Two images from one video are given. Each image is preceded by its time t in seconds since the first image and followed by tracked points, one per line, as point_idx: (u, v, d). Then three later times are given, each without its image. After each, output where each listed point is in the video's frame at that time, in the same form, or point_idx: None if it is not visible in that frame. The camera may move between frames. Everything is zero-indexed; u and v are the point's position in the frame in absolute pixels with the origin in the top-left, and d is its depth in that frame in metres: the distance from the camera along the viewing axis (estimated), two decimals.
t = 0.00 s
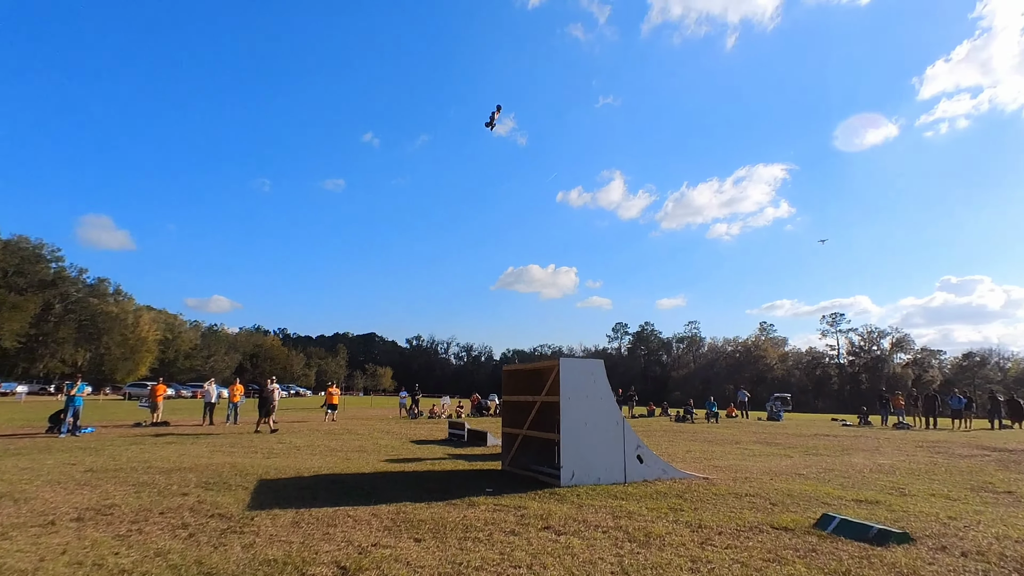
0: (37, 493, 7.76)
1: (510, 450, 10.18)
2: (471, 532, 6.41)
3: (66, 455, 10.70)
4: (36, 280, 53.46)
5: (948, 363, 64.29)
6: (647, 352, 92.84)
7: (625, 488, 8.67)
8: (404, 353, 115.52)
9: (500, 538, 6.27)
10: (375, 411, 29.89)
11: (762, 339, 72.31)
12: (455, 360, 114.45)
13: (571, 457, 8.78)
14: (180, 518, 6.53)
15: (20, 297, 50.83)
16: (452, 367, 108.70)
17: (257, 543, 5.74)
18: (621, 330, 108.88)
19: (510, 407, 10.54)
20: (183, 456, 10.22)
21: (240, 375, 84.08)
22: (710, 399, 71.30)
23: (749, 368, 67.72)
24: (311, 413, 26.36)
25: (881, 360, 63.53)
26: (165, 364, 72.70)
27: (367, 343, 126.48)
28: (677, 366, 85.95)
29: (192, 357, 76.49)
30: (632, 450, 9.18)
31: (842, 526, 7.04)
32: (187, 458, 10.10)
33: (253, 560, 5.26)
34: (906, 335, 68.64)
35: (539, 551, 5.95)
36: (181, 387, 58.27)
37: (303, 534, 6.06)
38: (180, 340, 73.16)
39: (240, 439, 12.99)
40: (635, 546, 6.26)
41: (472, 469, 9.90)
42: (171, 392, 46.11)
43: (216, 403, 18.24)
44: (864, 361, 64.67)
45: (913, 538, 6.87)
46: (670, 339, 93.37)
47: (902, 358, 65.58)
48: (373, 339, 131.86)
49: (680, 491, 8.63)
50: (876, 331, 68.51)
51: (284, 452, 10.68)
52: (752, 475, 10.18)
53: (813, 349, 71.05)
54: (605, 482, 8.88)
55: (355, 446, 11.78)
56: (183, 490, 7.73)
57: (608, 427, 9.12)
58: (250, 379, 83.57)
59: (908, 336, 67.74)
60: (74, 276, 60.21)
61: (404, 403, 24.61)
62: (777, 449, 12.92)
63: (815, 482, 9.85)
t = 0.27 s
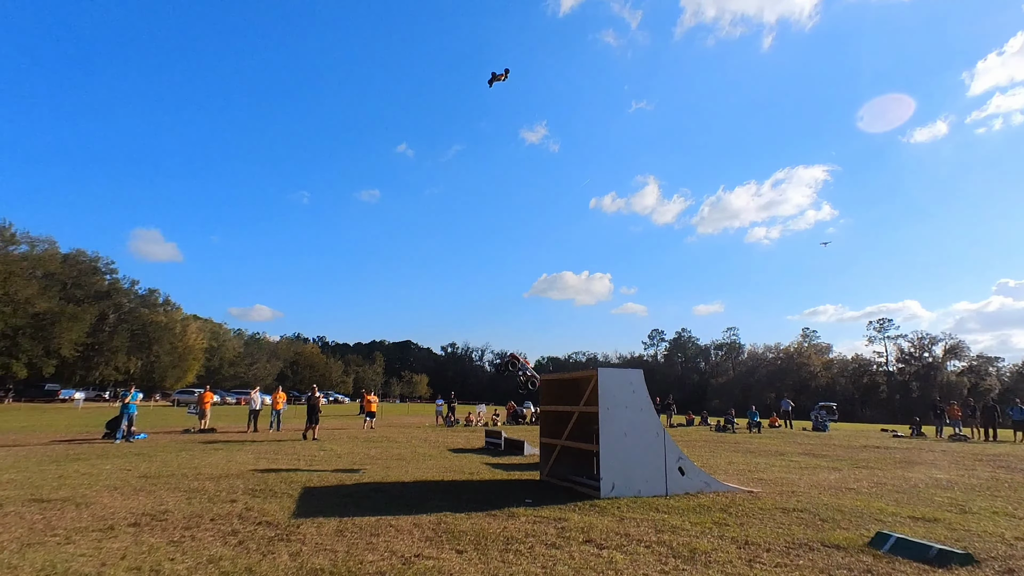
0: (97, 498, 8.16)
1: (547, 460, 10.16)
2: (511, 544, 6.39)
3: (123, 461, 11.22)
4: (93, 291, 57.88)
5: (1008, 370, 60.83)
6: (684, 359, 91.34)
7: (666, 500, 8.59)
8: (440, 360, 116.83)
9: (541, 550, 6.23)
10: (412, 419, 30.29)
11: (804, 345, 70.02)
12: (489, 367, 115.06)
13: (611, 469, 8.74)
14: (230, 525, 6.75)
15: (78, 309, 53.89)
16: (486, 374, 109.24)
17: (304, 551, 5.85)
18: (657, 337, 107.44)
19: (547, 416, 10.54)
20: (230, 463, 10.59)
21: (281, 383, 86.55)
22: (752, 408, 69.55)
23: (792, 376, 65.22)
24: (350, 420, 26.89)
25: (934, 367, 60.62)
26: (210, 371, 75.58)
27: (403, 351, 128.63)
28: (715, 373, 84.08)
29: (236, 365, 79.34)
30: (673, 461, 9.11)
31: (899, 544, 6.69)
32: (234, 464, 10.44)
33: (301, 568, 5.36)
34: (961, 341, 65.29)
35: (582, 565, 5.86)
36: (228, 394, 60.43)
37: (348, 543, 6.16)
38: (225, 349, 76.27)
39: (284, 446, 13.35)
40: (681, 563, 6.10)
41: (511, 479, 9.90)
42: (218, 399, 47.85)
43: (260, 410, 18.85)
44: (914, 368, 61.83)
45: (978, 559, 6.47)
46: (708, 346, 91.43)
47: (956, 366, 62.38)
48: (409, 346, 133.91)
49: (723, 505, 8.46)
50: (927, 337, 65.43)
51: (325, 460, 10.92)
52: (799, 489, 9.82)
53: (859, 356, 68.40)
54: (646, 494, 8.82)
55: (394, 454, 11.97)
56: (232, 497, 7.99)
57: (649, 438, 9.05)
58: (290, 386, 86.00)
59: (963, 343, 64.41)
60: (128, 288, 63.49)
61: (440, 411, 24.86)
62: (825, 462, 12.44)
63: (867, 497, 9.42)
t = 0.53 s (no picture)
0: (143, 494, 8.48)
1: (578, 462, 10.18)
2: (544, 545, 6.39)
3: (166, 459, 11.63)
4: (133, 295, 60.48)
5: None
6: (716, 360, 89.92)
7: (700, 503, 8.51)
8: (468, 361, 117.65)
9: (574, 552, 6.20)
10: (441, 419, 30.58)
11: (840, 345, 67.99)
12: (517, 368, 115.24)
13: (643, 471, 8.72)
14: (269, 522, 6.93)
15: (121, 312, 56.18)
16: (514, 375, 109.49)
17: (340, 549, 5.96)
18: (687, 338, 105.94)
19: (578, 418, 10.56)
20: (267, 462, 10.87)
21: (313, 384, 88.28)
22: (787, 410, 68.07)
23: (828, 377, 62.95)
24: (381, 420, 27.27)
25: (980, 369, 58.19)
26: (245, 372, 77.71)
27: (431, 352, 130.00)
28: (748, 374, 82.46)
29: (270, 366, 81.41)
30: (706, 464, 9.03)
31: (947, 551, 6.41)
32: (271, 463, 10.72)
33: (338, 566, 5.46)
34: (1010, 341, 62.45)
35: (616, 568, 5.80)
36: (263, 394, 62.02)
37: (382, 541, 6.24)
38: (259, 350, 78.47)
39: (317, 446, 13.63)
40: (717, 567, 5.97)
41: (541, 480, 9.91)
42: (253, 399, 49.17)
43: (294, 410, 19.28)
44: (959, 369, 59.46)
45: None
46: (740, 347, 89.76)
47: (1004, 367, 59.72)
48: (437, 348, 135.21)
49: (759, 509, 8.30)
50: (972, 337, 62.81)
51: (358, 459, 11.10)
52: (838, 493, 9.53)
53: (899, 357, 66.13)
54: (679, 497, 8.77)
55: (425, 455, 12.10)
56: (269, 495, 8.21)
57: (681, 440, 9.00)
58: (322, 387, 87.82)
59: (1012, 343, 61.59)
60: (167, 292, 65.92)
61: (470, 412, 25.02)
62: (865, 466, 12.03)
63: (910, 502, 9.07)
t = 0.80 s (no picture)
0: (191, 485, 8.85)
1: (611, 457, 10.23)
2: (579, 539, 6.41)
3: (210, 452, 12.08)
4: (174, 294, 62.57)
5: None
6: (750, 356, 88.22)
7: (737, 499, 8.49)
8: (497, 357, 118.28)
9: (610, 546, 6.21)
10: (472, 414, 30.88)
11: (880, 340, 65.73)
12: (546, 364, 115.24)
13: (677, 467, 8.74)
14: (310, 512, 7.15)
15: (162, 310, 58.35)
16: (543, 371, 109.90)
17: (380, 539, 6.10)
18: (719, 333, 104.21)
19: (610, 413, 10.61)
20: (306, 455, 11.18)
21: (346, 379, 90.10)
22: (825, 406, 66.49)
23: (867, 373, 61.08)
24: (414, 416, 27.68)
25: None
26: (281, 369, 79.80)
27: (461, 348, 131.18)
28: (783, 370, 80.61)
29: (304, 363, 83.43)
30: (742, 460, 8.99)
31: (998, 551, 6.16)
32: (309, 457, 11.03)
33: (379, 555, 5.60)
34: None
35: (652, 562, 5.77)
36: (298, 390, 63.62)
37: (420, 533, 6.37)
38: (293, 347, 80.56)
39: (353, 440, 13.94)
40: (756, 563, 5.89)
41: (575, 476, 9.99)
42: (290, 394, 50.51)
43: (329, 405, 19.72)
44: (1009, 365, 56.92)
45: None
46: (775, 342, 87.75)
47: None
48: (466, 344, 136.33)
49: (798, 506, 8.17)
50: None
51: (392, 453, 11.33)
52: (881, 491, 9.26)
53: (944, 352, 63.64)
54: (714, 493, 8.75)
55: (457, 449, 12.26)
56: (309, 487, 8.45)
57: (716, 436, 8.99)
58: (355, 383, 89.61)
59: None
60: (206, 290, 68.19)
61: (501, 408, 25.20)
62: (909, 463, 11.65)
63: (958, 501, 8.76)
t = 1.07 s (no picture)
0: (231, 464, 9.18)
1: (639, 439, 10.34)
2: (610, 517, 6.48)
3: (247, 433, 12.49)
4: (206, 283, 64.29)
5: None
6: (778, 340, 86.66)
7: (767, 481, 8.52)
8: (521, 343, 118.79)
9: (641, 524, 6.26)
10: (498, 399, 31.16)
11: (916, 323, 63.86)
12: (571, 350, 115.28)
13: (707, 448, 8.82)
14: (346, 490, 7.36)
15: (196, 298, 60.12)
16: (567, 357, 110.28)
17: (414, 516, 6.26)
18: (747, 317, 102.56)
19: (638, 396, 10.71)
20: (339, 437, 11.48)
21: (373, 365, 91.83)
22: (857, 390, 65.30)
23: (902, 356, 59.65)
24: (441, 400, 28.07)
25: None
26: (310, 354, 81.70)
27: (485, 335, 132.10)
28: (813, 354, 79.10)
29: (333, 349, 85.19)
30: (774, 442, 9.02)
31: None
32: (342, 438, 11.33)
33: (414, 530, 5.76)
34: None
35: (684, 540, 5.79)
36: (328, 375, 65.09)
37: (453, 510, 6.51)
38: (322, 334, 82.26)
39: (383, 423, 14.25)
40: (789, 542, 5.86)
41: (603, 457, 10.09)
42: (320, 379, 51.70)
43: (357, 389, 20.12)
44: None
45: None
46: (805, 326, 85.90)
47: None
48: (491, 330, 137.20)
49: (831, 487, 8.11)
50: None
51: (422, 435, 11.56)
52: (917, 473, 9.08)
53: (984, 335, 61.47)
54: (745, 474, 8.81)
55: (485, 432, 12.45)
56: (344, 466, 8.69)
57: (746, 417, 9.02)
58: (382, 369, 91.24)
59: None
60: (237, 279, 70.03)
61: (526, 392, 25.39)
62: (946, 446, 11.38)
63: (998, 483, 8.53)
